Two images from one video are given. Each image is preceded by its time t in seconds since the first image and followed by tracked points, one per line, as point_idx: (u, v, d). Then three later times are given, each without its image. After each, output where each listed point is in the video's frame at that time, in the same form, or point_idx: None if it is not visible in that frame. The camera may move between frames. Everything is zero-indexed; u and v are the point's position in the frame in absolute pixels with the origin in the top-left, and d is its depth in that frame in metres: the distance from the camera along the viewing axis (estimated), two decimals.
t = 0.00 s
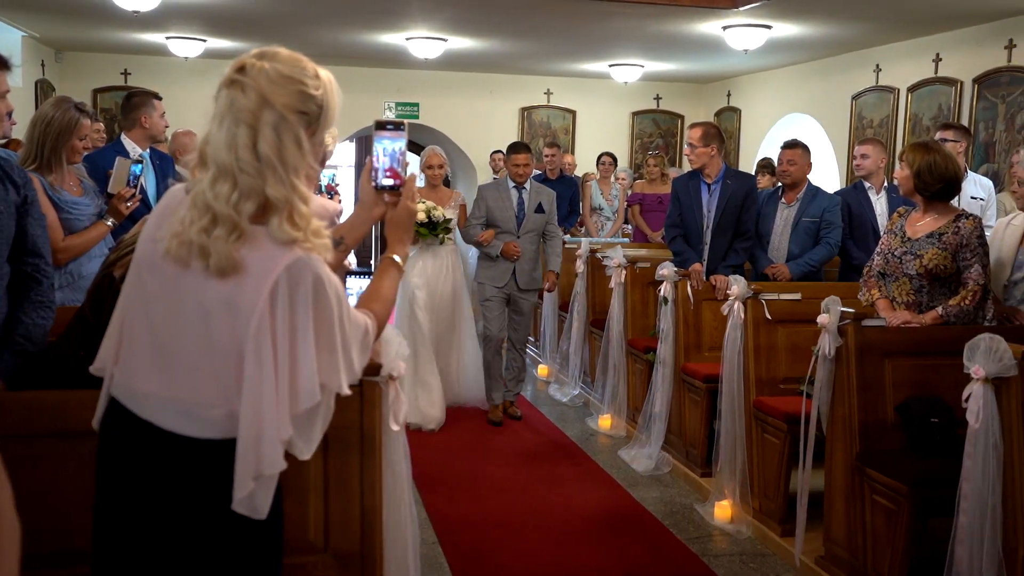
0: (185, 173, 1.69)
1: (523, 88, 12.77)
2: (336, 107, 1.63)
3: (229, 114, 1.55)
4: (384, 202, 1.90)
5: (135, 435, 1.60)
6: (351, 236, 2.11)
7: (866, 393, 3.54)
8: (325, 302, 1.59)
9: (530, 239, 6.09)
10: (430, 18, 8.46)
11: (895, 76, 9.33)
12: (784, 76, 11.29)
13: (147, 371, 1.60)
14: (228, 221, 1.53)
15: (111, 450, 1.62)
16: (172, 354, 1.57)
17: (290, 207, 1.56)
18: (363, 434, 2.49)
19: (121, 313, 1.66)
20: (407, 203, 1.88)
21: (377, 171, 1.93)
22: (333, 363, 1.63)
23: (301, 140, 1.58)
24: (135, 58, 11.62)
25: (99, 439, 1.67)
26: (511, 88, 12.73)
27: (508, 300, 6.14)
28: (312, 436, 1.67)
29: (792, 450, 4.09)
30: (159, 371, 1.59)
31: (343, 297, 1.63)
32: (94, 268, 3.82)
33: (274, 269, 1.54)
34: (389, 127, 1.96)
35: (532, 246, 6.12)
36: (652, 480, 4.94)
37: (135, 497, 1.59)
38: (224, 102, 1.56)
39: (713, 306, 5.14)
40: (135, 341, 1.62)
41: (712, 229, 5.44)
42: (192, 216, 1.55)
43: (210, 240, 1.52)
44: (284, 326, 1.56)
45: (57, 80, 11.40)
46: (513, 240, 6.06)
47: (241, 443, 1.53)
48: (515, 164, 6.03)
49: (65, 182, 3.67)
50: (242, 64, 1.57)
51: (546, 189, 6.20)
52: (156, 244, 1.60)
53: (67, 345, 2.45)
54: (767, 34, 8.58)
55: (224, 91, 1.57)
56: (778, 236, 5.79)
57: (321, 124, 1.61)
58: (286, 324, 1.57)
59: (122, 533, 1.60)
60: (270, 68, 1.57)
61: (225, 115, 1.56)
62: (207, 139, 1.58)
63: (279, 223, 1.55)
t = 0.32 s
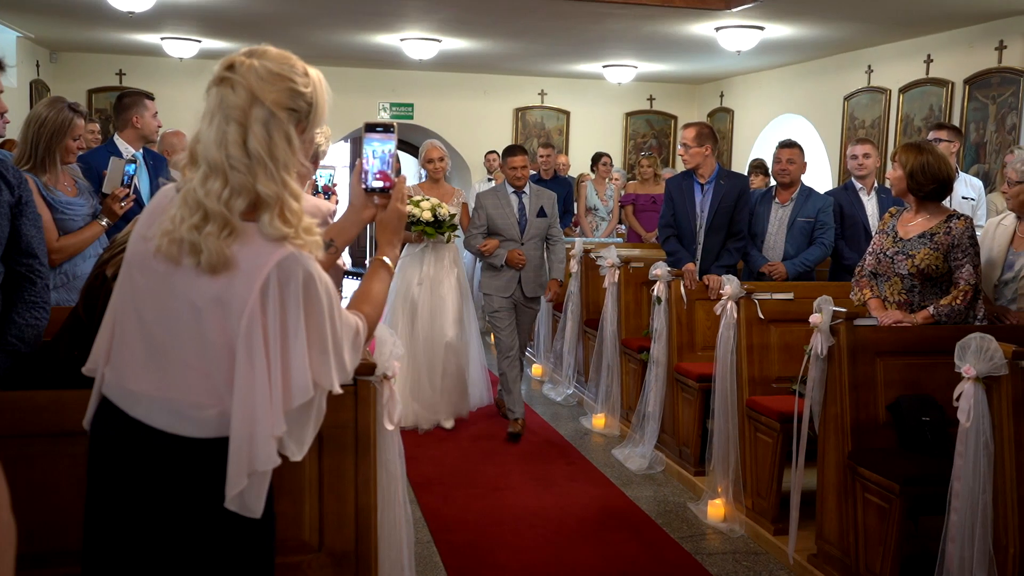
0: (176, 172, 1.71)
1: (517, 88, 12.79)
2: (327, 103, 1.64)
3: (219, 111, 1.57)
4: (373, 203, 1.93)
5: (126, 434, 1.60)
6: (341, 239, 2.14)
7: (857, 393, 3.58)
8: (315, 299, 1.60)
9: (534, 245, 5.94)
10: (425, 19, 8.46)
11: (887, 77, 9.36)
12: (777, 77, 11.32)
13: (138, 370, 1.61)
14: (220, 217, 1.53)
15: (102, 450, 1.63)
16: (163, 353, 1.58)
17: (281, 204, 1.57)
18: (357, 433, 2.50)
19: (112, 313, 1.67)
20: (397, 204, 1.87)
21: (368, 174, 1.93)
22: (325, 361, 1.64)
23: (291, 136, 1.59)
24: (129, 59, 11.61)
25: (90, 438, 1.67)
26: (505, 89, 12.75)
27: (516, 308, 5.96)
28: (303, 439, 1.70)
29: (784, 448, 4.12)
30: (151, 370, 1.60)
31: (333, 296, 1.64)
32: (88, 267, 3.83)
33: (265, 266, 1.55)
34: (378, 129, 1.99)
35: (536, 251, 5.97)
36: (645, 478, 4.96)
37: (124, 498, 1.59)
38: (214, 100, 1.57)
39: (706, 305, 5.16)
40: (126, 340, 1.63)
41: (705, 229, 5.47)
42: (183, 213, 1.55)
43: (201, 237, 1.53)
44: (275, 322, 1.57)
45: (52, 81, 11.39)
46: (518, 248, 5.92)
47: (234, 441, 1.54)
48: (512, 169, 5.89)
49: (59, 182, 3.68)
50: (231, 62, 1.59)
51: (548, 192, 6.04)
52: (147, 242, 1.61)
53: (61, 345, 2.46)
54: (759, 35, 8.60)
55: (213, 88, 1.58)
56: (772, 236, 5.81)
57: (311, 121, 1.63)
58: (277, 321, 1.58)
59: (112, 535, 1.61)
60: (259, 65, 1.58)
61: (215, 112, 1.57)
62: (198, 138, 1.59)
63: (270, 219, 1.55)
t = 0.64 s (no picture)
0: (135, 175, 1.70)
1: (510, 90, 12.83)
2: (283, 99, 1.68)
3: (175, 108, 1.58)
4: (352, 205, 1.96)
5: (95, 440, 1.57)
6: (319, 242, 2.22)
7: (846, 391, 3.62)
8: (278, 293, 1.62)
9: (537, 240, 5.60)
10: (419, 21, 8.50)
11: (875, 79, 9.43)
12: (767, 80, 11.39)
13: (103, 372, 1.60)
14: (179, 212, 1.54)
15: (68, 456, 1.61)
16: (127, 353, 1.57)
17: (242, 199, 1.59)
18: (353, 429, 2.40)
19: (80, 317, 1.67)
20: (374, 207, 1.92)
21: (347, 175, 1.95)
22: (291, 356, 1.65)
23: (249, 132, 1.61)
24: (124, 61, 11.61)
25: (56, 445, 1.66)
26: (498, 91, 12.78)
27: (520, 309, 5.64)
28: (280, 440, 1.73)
29: (774, 446, 4.17)
30: (114, 370, 1.58)
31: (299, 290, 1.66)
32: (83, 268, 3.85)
33: (225, 261, 1.56)
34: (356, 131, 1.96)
35: (540, 248, 5.65)
36: (637, 476, 5.00)
37: (94, 503, 1.57)
38: (171, 98, 1.59)
39: (697, 304, 5.20)
40: (91, 344, 1.62)
41: (696, 229, 5.51)
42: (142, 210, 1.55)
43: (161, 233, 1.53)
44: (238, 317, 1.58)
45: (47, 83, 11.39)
46: (521, 245, 5.56)
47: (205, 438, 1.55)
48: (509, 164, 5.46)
49: (54, 183, 3.70)
50: (186, 62, 1.61)
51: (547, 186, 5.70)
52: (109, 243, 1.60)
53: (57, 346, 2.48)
54: (749, 38, 8.65)
55: (169, 87, 1.60)
56: (763, 237, 5.85)
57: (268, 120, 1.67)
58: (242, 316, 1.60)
59: (84, 541, 1.59)
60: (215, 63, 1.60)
61: (171, 109, 1.58)
62: (154, 136, 1.60)
63: (231, 214, 1.57)
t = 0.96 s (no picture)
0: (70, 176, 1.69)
1: (503, 90, 12.85)
2: (210, 98, 1.61)
3: (93, 108, 1.55)
4: (310, 203, 2.01)
5: (21, 442, 1.55)
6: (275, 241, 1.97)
7: (836, 389, 3.66)
8: (198, 292, 1.56)
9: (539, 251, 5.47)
10: (412, 22, 8.52)
11: (865, 80, 9.48)
12: (757, 80, 11.44)
13: (28, 375, 1.58)
14: (92, 213, 1.52)
15: None
16: (47, 354, 1.55)
17: (157, 200, 1.53)
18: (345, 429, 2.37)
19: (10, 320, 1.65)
20: (330, 205, 1.93)
21: (306, 173, 1.99)
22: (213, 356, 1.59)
23: (167, 130, 1.55)
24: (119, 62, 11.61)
25: None
26: (490, 92, 12.81)
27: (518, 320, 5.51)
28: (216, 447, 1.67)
29: (764, 444, 4.21)
30: (37, 372, 1.57)
31: (223, 290, 1.60)
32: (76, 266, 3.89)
33: (137, 260, 1.53)
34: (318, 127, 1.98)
35: (543, 259, 5.51)
36: (629, 474, 5.04)
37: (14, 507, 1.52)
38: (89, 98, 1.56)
39: (688, 304, 5.23)
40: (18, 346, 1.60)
41: (687, 230, 5.54)
42: (60, 213, 1.54)
43: (73, 234, 1.51)
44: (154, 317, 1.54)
45: (41, 84, 11.36)
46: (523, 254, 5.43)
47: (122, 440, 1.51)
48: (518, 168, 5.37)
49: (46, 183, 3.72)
50: (104, 59, 1.56)
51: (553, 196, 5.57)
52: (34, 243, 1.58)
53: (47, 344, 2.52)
54: (740, 39, 8.70)
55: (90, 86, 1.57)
56: (755, 237, 5.89)
57: (192, 115, 1.59)
58: (157, 318, 1.55)
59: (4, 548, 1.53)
60: (131, 59, 1.55)
61: (88, 110, 1.56)
62: (75, 137, 1.58)
63: (144, 215, 1.53)
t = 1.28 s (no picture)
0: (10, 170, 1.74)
1: (495, 91, 12.86)
2: (133, 90, 1.60)
3: (12, 103, 1.58)
4: (268, 198, 1.95)
5: None
6: (231, 235, 1.91)
7: (826, 388, 3.68)
8: (117, 290, 1.55)
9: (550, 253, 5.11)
10: (405, 23, 8.53)
11: (854, 81, 9.53)
12: (748, 81, 11.48)
13: None
14: (7, 211, 1.55)
15: None
16: None
17: (72, 195, 1.55)
18: (339, 428, 2.36)
19: None
20: (287, 200, 1.92)
21: (264, 166, 1.92)
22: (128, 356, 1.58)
23: (84, 124, 1.57)
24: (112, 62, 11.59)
25: None
26: (483, 92, 12.82)
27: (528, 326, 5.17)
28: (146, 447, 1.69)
29: (756, 443, 4.24)
30: None
31: (147, 289, 1.58)
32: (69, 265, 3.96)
33: (56, 256, 1.53)
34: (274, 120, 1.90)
35: (554, 261, 5.15)
36: (621, 472, 5.06)
37: None
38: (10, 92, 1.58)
39: (680, 303, 5.26)
40: None
41: (679, 229, 5.57)
42: None
43: None
44: (70, 314, 1.53)
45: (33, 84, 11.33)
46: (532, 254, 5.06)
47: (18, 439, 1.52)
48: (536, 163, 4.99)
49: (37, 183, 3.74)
50: (26, 53, 1.58)
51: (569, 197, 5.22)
52: None
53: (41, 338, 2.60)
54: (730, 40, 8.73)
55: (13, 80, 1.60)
56: (748, 238, 5.91)
57: (114, 109, 1.60)
58: (73, 314, 1.54)
59: None
60: (51, 53, 1.57)
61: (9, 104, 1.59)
62: None
63: (59, 211, 1.54)
